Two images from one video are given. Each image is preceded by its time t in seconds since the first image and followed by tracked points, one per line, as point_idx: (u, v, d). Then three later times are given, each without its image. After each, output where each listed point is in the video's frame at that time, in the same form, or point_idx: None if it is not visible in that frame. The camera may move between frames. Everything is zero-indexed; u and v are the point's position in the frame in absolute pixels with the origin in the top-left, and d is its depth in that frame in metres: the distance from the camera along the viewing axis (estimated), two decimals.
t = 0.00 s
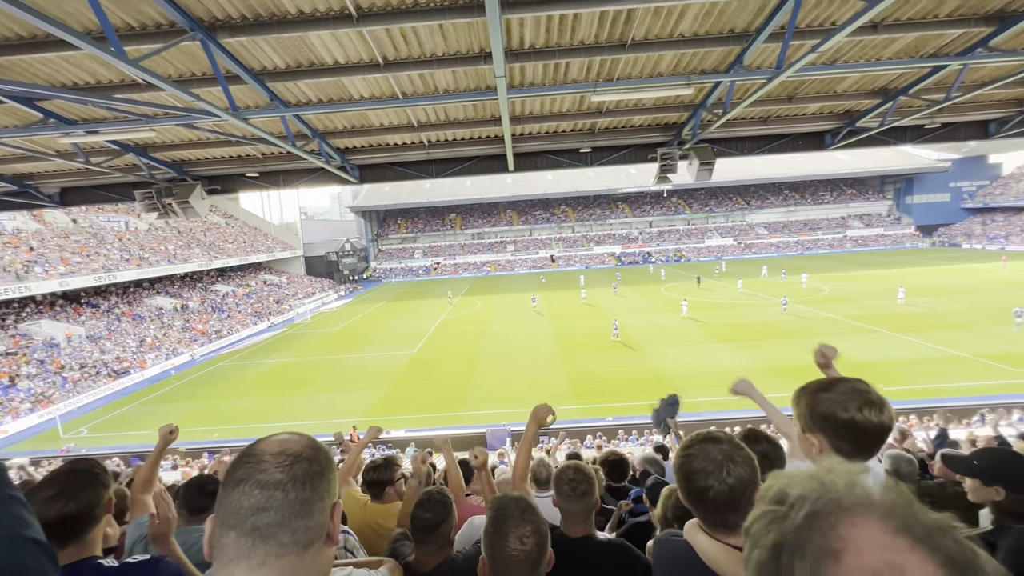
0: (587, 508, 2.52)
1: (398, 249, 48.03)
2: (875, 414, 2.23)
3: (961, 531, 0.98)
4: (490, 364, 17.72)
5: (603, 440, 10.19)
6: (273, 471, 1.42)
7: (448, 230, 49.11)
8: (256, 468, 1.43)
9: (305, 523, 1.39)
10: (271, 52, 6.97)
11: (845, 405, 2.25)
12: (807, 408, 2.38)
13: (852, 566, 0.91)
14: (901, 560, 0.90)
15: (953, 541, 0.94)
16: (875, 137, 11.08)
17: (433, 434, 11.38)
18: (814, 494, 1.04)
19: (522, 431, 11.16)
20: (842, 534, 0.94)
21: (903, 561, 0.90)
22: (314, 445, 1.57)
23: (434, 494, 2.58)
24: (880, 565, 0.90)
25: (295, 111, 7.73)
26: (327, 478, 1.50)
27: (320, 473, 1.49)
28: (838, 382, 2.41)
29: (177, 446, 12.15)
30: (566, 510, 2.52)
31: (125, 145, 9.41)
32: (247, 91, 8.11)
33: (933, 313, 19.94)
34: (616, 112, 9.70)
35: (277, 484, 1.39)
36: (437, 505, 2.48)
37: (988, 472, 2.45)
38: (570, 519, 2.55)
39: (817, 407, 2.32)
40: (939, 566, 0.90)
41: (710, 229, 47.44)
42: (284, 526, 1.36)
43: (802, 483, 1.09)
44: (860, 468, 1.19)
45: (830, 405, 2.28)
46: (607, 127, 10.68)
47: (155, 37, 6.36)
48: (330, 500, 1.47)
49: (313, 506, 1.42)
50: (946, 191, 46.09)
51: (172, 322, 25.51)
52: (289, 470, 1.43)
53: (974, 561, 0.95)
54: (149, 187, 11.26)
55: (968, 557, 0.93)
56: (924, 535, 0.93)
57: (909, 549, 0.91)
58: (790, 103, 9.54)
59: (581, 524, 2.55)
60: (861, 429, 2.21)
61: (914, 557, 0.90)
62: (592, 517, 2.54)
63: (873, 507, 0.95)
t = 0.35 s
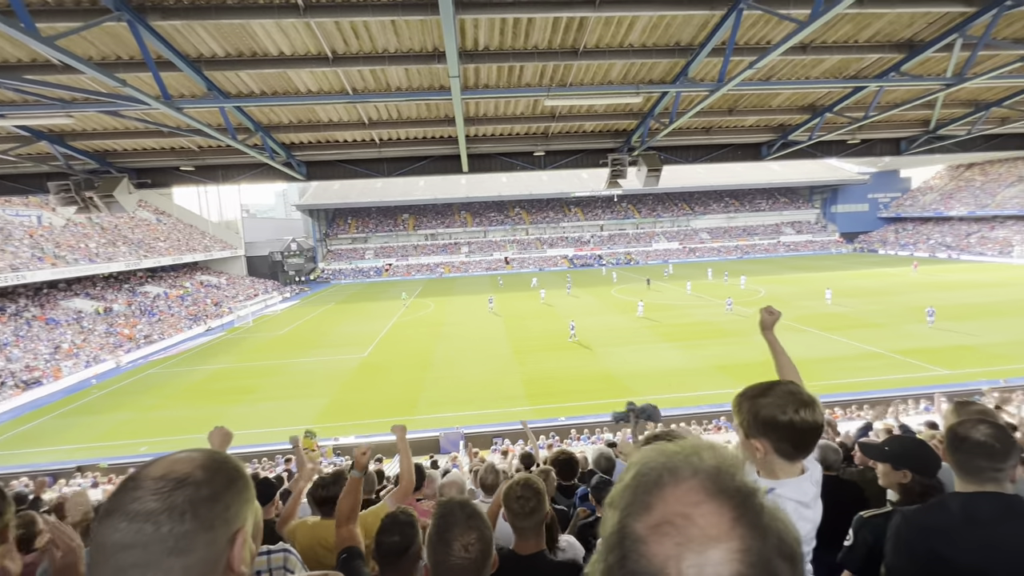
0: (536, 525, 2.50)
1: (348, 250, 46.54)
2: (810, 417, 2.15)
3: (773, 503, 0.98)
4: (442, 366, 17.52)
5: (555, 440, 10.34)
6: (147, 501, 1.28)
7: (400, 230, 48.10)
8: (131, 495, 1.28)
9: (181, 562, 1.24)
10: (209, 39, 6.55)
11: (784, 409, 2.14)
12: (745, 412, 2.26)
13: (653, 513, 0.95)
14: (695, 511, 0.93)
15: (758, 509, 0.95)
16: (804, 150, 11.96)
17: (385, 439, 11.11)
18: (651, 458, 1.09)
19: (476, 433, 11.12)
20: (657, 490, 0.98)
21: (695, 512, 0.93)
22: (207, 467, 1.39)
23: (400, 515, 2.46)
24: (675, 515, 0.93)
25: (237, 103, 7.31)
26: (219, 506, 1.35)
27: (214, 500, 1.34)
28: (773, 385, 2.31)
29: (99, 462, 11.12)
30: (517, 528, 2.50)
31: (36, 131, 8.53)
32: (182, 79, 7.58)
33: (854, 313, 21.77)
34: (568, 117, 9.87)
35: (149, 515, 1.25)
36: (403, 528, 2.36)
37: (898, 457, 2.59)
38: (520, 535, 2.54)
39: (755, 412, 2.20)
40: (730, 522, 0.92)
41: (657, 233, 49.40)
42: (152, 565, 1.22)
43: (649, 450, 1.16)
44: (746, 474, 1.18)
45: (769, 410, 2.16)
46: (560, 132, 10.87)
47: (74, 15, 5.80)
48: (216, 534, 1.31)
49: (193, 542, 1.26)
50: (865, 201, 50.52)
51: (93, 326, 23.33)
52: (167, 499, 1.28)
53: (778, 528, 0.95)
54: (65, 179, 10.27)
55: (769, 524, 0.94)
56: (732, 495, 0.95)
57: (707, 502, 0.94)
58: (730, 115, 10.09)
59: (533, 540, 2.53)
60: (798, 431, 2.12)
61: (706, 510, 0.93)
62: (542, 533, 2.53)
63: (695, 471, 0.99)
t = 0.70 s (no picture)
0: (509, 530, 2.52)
1: (309, 248, 45.11)
2: (772, 421, 2.09)
3: (679, 493, 0.97)
4: (406, 368, 17.25)
5: (520, 440, 10.38)
6: (21, 556, 1.00)
7: (363, 229, 47.03)
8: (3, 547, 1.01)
9: None
10: (158, 24, 6.21)
11: (745, 411, 2.08)
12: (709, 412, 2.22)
13: (556, 496, 0.96)
14: (593, 496, 0.93)
15: (660, 497, 0.94)
16: (759, 158, 12.49)
17: (346, 443, 10.84)
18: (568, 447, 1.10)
19: (441, 435, 11.01)
20: (564, 477, 0.99)
21: (594, 497, 0.93)
22: (109, 505, 1.11)
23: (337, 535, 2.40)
24: (575, 498, 0.94)
25: (188, 93, 6.96)
26: (122, 553, 1.08)
27: (110, 551, 1.07)
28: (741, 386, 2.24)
29: (29, 474, 10.27)
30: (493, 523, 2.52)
31: None
32: (127, 64, 7.11)
33: (803, 313, 22.96)
34: (534, 119, 9.93)
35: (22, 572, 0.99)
36: (337, 549, 2.31)
37: (838, 450, 2.73)
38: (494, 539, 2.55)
39: (718, 413, 2.15)
40: (625, 506, 0.91)
41: (621, 235, 50.47)
42: None
43: (577, 440, 1.15)
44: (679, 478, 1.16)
45: (731, 412, 2.11)
46: (527, 133, 10.93)
47: None
48: None
49: None
50: (814, 207, 53.39)
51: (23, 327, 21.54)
52: (48, 553, 1.02)
53: (682, 516, 0.93)
54: None
55: (671, 513, 0.92)
56: (639, 484, 0.94)
57: (608, 487, 0.94)
58: (691, 122, 10.41)
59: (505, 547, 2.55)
60: (757, 434, 2.06)
61: (605, 494, 0.93)
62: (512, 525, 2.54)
63: (607, 462, 0.99)
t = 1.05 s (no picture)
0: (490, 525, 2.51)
1: (278, 247, 43.88)
2: (719, 428, 2.42)
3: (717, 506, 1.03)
4: (379, 369, 17.00)
5: (494, 440, 10.40)
6: None
7: (335, 227, 46.07)
8: None
9: None
10: (119, 10, 5.94)
11: (699, 418, 2.40)
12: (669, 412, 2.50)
13: (602, 518, 0.97)
14: (643, 517, 0.96)
15: (709, 520, 0.98)
16: (727, 164, 12.88)
17: (316, 446, 10.60)
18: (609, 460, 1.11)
19: (413, 437, 10.91)
20: (608, 493, 1.00)
21: (644, 518, 0.96)
22: None
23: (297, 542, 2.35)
24: (623, 520, 0.96)
25: (151, 83, 6.68)
26: None
27: None
28: (699, 390, 2.54)
29: None
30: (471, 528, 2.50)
31: None
32: (83, 51, 6.75)
33: (768, 315, 23.79)
34: (510, 120, 9.95)
35: None
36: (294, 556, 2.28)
37: (794, 448, 2.82)
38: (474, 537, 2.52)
39: (675, 415, 2.45)
40: (678, 529, 0.94)
41: (596, 238, 51.12)
42: None
43: (607, 452, 1.16)
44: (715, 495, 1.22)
45: (684, 416, 2.43)
46: (503, 134, 10.93)
47: None
48: None
49: None
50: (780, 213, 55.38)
51: None
52: None
53: (719, 531, 1.00)
54: None
55: (714, 528, 0.98)
56: (683, 502, 0.98)
57: (660, 508, 0.97)
58: (663, 127, 10.64)
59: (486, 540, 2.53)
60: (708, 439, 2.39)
61: (658, 517, 0.96)
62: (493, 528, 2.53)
63: (647, 475, 1.02)
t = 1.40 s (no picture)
0: (488, 517, 2.50)
1: (256, 246, 42.98)
2: (693, 441, 2.51)
3: (783, 526, 1.03)
4: (358, 372, 16.79)
5: (475, 444, 10.36)
6: None
7: (315, 227, 45.34)
8: None
9: None
10: None
11: (676, 432, 2.46)
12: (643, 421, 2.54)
13: (673, 535, 0.96)
14: (718, 535, 0.95)
15: (777, 540, 0.98)
16: (706, 172, 13.15)
17: (293, 450, 10.40)
18: (672, 476, 1.10)
19: (392, 441, 10.80)
20: (676, 509, 1.00)
21: (718, 535, 0.95)
22: None
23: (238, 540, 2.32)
24: (696, 538, 0.95)
25: (123, 77, 6.48)
26: None
27: None
28: (675, 403, 2.61)
29: None
30: (470, 522, 2.47)
31: None
32: (48, 40, 6.48)
33: (745, 320, 24.29)
34: (493, 124, 9.97)
35: None
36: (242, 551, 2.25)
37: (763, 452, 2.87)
38: (468, 532, 2.49)
39: (651, 425, 2.50)
40: (751, 550, 0.95)
41: (578, 242, 51.52)
42: None
43: (666, 467, 1.16)
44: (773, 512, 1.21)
45: (660, 427, 2.48)
46: (485, 137, 10.92)
47: None
48: None
49: None
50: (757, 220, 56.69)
51: None
52: None
53: (788, 553, 1.00)
54: None
55: (782, 547, 0.98)
56: (752, 522, 0.98)
57: (730, 528, 0.96)
58: (644, 134, 10.80)
59: (480, 536, 2.49)
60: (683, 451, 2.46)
61: (731, 536, 0.95)
62: (487, 532, 2.50)
63: (714, 492, 1.02)
